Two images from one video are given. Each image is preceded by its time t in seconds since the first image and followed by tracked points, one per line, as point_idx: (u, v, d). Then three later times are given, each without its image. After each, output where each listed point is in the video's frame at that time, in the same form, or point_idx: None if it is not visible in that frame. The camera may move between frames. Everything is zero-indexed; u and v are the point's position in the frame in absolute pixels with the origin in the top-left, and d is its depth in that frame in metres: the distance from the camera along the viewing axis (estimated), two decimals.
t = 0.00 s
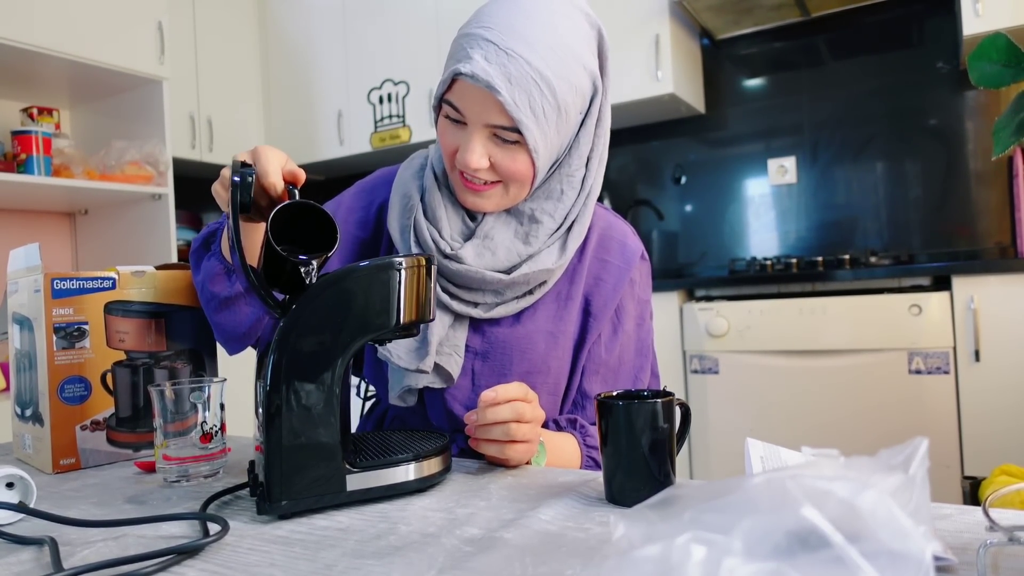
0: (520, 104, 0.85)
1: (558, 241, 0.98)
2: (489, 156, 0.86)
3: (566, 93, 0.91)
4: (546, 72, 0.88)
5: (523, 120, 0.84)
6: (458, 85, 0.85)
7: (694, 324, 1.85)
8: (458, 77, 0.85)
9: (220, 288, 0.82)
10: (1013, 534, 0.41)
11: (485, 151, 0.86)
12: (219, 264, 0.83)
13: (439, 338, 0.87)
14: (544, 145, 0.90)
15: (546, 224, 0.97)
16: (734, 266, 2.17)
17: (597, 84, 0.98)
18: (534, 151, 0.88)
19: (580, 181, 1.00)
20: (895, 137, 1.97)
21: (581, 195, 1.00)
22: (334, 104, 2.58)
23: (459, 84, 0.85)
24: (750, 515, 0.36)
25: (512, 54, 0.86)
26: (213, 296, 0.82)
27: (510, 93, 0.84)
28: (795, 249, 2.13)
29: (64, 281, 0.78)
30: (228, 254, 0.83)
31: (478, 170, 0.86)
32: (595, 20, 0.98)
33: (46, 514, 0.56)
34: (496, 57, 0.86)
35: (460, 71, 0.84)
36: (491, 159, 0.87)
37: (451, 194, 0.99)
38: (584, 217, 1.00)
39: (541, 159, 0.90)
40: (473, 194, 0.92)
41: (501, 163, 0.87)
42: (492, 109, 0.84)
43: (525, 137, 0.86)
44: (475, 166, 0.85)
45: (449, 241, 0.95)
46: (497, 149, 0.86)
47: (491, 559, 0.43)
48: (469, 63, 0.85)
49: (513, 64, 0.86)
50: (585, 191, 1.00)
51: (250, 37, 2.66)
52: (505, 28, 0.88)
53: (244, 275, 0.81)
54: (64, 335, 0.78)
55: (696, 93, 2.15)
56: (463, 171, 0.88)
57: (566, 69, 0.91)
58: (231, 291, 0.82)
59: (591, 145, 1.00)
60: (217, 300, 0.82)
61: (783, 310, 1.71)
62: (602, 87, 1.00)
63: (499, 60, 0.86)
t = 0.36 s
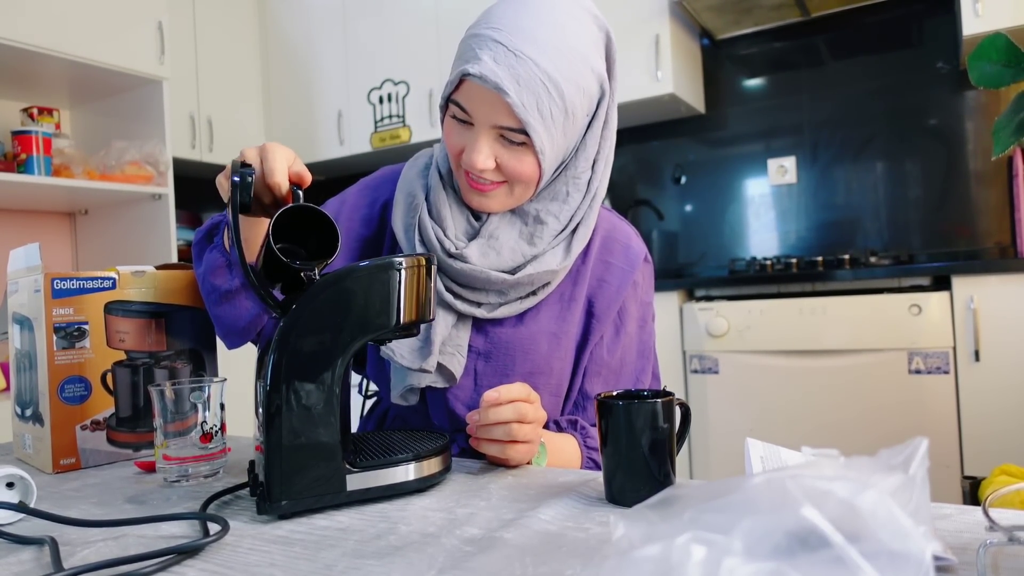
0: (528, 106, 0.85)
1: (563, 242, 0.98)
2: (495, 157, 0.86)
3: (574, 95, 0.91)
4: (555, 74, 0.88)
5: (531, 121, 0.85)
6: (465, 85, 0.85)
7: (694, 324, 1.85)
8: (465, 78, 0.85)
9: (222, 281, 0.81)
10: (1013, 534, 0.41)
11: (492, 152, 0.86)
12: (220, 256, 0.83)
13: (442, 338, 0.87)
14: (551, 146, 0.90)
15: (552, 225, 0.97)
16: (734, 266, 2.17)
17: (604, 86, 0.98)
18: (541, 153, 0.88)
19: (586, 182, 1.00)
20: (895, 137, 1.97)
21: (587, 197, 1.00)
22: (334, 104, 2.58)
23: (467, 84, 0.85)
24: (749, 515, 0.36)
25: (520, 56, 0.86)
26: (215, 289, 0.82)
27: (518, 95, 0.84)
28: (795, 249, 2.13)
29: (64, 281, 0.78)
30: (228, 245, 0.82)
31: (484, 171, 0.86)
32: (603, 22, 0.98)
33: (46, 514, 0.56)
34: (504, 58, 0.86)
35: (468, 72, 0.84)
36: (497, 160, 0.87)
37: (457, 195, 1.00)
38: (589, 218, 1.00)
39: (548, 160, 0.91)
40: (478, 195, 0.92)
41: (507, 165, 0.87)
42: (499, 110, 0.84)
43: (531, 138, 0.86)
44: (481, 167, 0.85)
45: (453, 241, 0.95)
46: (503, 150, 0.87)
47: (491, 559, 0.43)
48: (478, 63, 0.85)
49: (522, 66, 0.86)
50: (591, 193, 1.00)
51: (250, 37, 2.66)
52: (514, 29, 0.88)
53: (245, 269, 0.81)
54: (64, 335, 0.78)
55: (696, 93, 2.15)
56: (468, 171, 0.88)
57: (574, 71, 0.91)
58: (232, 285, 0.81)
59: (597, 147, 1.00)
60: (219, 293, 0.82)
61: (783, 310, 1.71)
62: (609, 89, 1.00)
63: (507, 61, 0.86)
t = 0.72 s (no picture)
0: (537, 109, 0.85)
1: (569, 245, 0.98)
2: (503, 158, 0.86)
3: (583, 97, 0.91)
4: (564, 76, 0.88)
5: (540, 124, 0.84)
6: (474, 86, 0.85)
7: (693, 323, 1.85)
8: (475, 78, 0.85)
9: (221, 266, 0.81)
10: (1012, 534, 0.41)
11: (501, 154, 0.86)
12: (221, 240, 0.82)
13: (447, 337, 0.87)
14: (559, 148, 0.90)
15: (558, 227, 0.97)
16: (734, 265, 2.17)
17: (614, 89, 0.98)
18: (549, 155, 0.88)
19: (593, 185, 1.00)
20: (895, 137, 1.97)
21: (594, 200, 1.00)
22: (334, 104, 2.58)
23: (476, 85, 0.85)
24: (749, 515, 0.36)
25: (530, 58, 0.86)
26: (215, 273, 0.82)
27: (528, 97, 0.84)
28: (795, 249, 2.13)
29: (63, 281, 0.78)
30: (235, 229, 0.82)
31: (491, 172, 0.86)
32: (614, 25, 0.98)
33: (46, 514, 0.56)
34: (514, 59, 0.86)
35: (478, 72, 0.84)
36: (505, 162, 0.87)
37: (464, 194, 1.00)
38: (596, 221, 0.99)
39: (556, 163, 0.91)
40: (485, 196, 0.91)
41: (515, 166, 0.87)
42: (508, 112, 0.84)
43: (540, 140, 0.86)
44: (489, 168, 0.85)
45: (460, 241, 0.96)
46: (511, 152, 0.87)
47: (491, 559, 0.43)
48: (487, 64, 0.85)
49: (532, 68, 0.86)
50: (598, 196, 1.00)
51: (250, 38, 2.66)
52: (525, 31, 0.88)
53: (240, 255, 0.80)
54: (64, 335, 0.78)
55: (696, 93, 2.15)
56: (476, 172, 0.88)
57: (584, 73, 0.90)
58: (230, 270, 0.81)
59: (605, 150, 1.00)
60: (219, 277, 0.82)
61: (783, 309, 1.71)
62: (619, 92, 0.99)
63: (517, 63, 0.86)
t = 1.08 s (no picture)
0: (542, 111, 0.85)
1: (572, 247, 0.98)
2: (507, 160, 0.87)
3: (588, 99, 0.91)
4: (570, 78, 0.88)
5: (545, 126, 0.85)
6: (479, 87, 0.85)
7: (693, 323, 1.85)
8: (480, 79, 0.85)
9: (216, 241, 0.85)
10: (1012, 533, 0.41)
11: (505, 156, 0.86)
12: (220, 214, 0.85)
13: (450, 338, 0.87)
14: (563, 150, 0.90)
15: (561, 229, 0.97)
16: (734, 266, 2.17)
17: (619, 91, 0.98)
18: (553, 157, 0.88)
19: (597, 187, 1.00)
20: (895, 137, 1.97)
21: (598, 202, 1.00)
22: (334, 103, 2.58)
23: (481, 86, 0.85)
24: (749, 515, 0.36)
25: (536, 59, 0.86)
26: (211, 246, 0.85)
27: (533, 99, 0.84)
28: (795, 249, 2.13)
29: (64, 281, 0.78)
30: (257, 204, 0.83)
31: (495, 174, 0.87)
32: (620, 26, 0.97)
33: (46, 514, 0.56)
34: (520, 61, 0.86)
35: (483, 74, 0.84)
36: (509, 164, 0.87)
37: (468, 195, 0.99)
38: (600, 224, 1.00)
39: (560, 165, 0.91)
40: (489, 197, 0.92)
41: (520, 168, 0.88)
42: (513, 114, 0.84)
43: (545, 143, 0.86)
44: (493, 170, 0.85)
45: (464, 241, 0.95)
46: (516, 153, 0.87)
47: (491, 559, 0.43)
48: (493, 65, 0.85)
49: (537, 70, 0.86)
50: (602, 199, 1.00)
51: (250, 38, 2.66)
52: (530, 32, 0.88)
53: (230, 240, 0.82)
54: (64, 335, 0.78)
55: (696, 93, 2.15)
56: (480, 173, 0.89)
57: (589, 75, 0.91)
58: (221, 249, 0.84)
59: (610, 153, 1.00)
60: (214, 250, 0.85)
61: (783, 309, 1.71)
62: (624, 94, 0.99)
63: (522, 64, 0.86)
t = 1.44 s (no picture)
0: (546, 112, 0.85)
1: (575, 249, 0.98)
2: (511, 161, 0.87)
3: (593, 101, 0.91)
4: (574, 79, 0.88)
5: (549, 128, 0.85)
6: (484, 87, 0.85)
7: (693, 323, 1.85)
8: (484, 80, 0.85)
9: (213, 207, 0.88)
10: (1012, 533, 0.41)
11: (509, 157, 0.86)
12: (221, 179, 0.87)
13: (452, 339, 0.87)
14: (568, 152, 0.90)
15: (565, 231, 0.97)
16: (734, 266, 2.17)
17: (624, 93, 0.98)
18: (557, 159, 0.88)
19: (601, 189, 1.00)
20: (895, 137, 1.97)
21: (601, 204, 1.00)
22: (334, 103, 2.58)
23: (486, 87, 0.85)
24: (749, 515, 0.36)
25: (540, 60, 0.86)
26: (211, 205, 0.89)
27: (537, 101, 0.84)
28: (795, 249, 2.13)
29: (64, 281, 0.78)
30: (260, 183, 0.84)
31: (499, 174, 0.87)
32: (625, 28, 0.97)
33: (46, 514, 0.56)
34: (524, 62, 0.86)
35: (487, 74, 0.84)
36: (513, 164, 0.87)
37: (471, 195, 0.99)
38: (603, 226, 1.00)
39: (564, 166, 0.91)
40: (491, 197, 0.92)
41: (523, 169, 0.88)
42: (518, 115, 0.84)
43: (549, 144, 0.86)
44: (496, 170, 0.85)
45: (468, 242, 0.95)
46: (520, 154, 0.87)
47: (490, 559, 0.43)
48: (497, 65, 0.85)
49: (542, 71, 0.86)
50: (606, 201, 1.00)
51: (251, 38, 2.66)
52: (536, 33, 0.88)
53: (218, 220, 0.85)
54: (64, 335, 0.78)
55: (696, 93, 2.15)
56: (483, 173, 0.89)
57: (594, 77, 0.90)
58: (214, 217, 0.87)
59: (614, 155, 1.00)
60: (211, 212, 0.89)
61: (783, 309, 1.71)
62: (629, 96, 0.99)
63: (527, 65, 0.86)
